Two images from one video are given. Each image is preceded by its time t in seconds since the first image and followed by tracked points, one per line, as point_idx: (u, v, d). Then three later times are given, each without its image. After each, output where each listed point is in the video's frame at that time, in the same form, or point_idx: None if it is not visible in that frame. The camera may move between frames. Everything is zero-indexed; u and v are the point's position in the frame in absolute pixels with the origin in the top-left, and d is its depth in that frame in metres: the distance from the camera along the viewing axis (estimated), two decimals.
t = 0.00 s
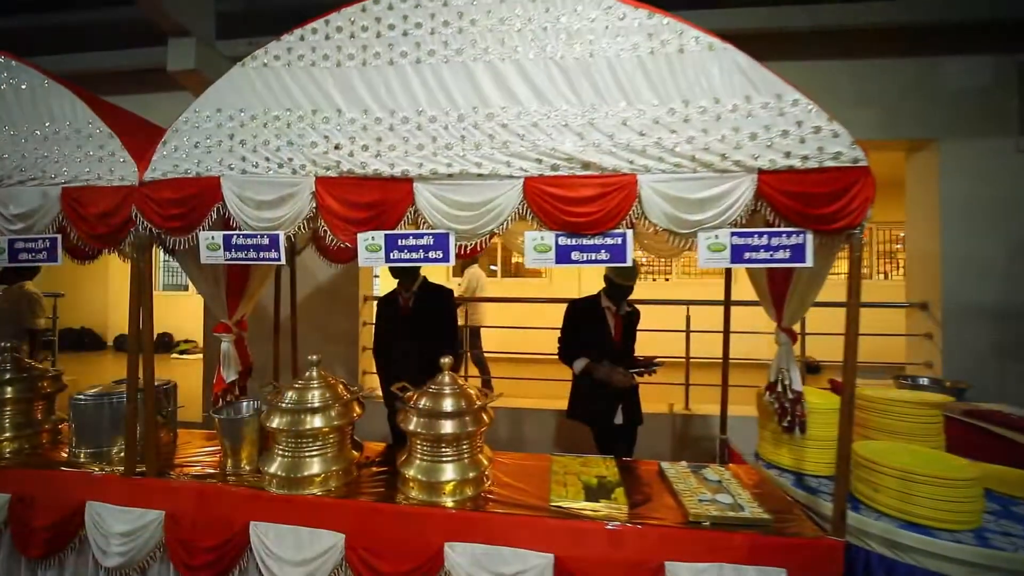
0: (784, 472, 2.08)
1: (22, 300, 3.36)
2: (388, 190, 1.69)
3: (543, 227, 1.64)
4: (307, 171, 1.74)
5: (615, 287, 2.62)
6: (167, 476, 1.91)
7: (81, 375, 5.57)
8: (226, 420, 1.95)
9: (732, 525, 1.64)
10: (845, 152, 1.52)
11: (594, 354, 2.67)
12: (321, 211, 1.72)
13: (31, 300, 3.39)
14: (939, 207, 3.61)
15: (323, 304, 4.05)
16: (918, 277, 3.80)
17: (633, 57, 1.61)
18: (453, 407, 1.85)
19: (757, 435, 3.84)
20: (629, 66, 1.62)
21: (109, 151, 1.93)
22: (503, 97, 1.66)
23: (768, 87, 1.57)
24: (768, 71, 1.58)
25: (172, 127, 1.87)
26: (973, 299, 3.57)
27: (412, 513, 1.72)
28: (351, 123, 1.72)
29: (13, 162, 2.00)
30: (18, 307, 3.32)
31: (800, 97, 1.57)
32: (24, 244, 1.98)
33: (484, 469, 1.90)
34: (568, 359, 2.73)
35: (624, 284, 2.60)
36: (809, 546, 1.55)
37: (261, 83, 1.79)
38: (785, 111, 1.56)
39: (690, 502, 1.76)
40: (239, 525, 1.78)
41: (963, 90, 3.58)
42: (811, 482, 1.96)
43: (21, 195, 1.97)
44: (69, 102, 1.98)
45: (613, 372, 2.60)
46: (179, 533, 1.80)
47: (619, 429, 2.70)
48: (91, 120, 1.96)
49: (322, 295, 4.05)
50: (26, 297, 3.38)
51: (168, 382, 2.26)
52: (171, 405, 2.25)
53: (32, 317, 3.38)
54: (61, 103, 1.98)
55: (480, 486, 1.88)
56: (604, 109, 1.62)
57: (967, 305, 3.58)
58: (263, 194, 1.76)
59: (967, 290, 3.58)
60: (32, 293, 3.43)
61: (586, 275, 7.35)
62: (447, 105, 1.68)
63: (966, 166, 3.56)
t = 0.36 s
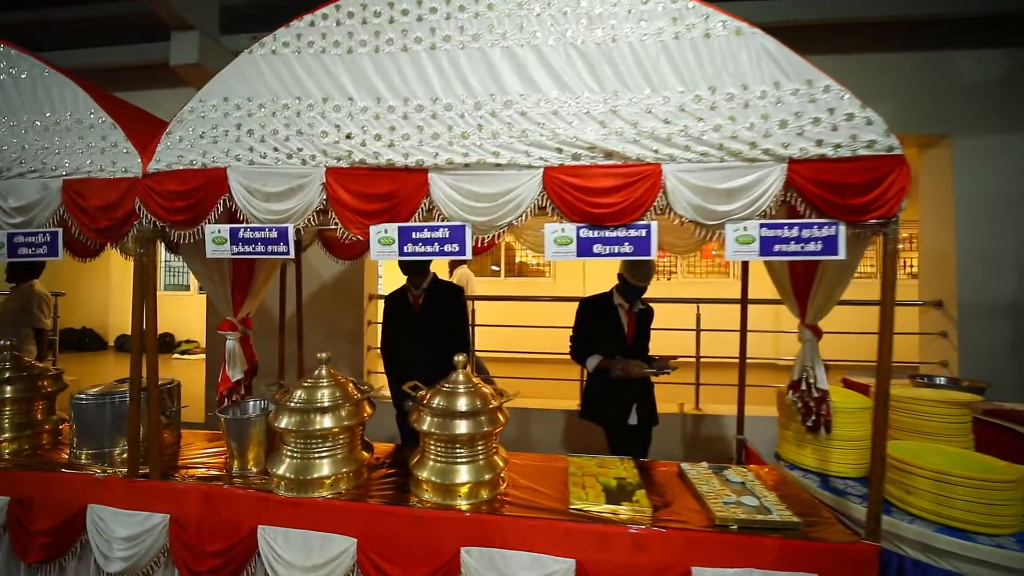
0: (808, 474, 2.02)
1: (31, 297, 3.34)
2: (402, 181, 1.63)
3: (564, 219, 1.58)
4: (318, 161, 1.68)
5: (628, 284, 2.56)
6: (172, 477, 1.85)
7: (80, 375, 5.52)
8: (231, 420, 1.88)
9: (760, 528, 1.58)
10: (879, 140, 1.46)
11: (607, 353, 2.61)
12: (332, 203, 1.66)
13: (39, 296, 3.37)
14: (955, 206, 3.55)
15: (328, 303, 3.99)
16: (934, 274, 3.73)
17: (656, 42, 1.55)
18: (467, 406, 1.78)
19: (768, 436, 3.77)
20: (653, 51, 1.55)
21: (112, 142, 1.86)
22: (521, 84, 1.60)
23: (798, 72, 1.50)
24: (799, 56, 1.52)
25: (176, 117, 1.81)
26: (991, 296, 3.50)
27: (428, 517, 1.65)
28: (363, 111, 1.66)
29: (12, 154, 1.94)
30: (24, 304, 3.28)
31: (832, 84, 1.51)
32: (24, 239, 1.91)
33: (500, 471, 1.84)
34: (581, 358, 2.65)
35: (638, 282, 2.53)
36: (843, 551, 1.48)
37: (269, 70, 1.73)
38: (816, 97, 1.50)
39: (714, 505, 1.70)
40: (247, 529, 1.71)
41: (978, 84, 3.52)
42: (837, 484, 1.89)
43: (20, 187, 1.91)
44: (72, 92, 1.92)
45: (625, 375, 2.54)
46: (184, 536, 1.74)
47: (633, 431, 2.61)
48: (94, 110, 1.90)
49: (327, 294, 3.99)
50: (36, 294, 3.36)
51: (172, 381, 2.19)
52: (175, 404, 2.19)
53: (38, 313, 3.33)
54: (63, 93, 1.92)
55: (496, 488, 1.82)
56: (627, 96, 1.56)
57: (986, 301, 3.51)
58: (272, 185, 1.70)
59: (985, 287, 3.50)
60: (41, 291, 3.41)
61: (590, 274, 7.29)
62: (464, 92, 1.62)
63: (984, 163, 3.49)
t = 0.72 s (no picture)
0: (833, 474, 1.96)
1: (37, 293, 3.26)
2: (419, 170, 1.57)
3: (587, 209, 1.53)
4: (331, 150, 1.62)
5: (643, 281, 2.50)
6: (178, 477, 1.79)
7: (81, 374, 5.46)
8: (242, 418, 1.82)
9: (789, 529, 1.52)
10: (917, 127, 1.39)
11: (621, 351, 2.55)
12: (346, 193, 1.61)
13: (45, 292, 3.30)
14: (970, 204, 3.50)
15: (333, 301, 3.93)
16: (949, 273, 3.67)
17: (683, 25, 1.50)
18: (484, 403, 1.72)
19: (781, 435, 3.71)
20: (679, 35, 1.50)
21: (116, 132, 1.80)
22: (542, 70, 1.55)
23: (831, 57, 1.45)
24: (830, 40, 1.47)
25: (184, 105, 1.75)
26: (1008, 294, 3.44)
27: (446, 519, 1.59)
28: (378, 98, 1.61)
29: (14, 143, 1.88)
30: (28, 301, 3.21)
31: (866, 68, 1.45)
32: (26, 231, 1.85)
33: (517, 471, 1.78)
34: (594, 356, 2.60)
35: (652, 279, 2.48)
36: (877, 553, 1.43)
37: (281, 56, 1.67)
38: (850, 83, 1.44)
39: (741, 505, 1.64)
40: (257, 530, 1.66)
41: (996, 78, 3.46)
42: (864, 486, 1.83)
43: (23, 179, 1.85)
44: (76, 80, 1.86)
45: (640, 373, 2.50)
46: (192, 538, 1.68)
47: (648, 430, 2.56)
48: (98, 99, 1.84)
49: (332, 291, 3.94)
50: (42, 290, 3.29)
51: (179, 379, 2.14)
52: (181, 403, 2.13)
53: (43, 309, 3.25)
54: (68, 81, 1.87)
55: (514, 489, 1.76)
56: (653, 81, 1.51)
57: (1002, 299, 3.45)
58: (284, 175, 1.64)
59: (1002, 284, 3.44)
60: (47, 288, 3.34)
61: (595, 272, 7.24)
62: (483, 79, 1.57)
63: (1000, 161, 3.44)
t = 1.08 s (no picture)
0: (858, 472, 1.91)
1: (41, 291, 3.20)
2: (436, 158, 1.52)
3: (611, 198, 1.48)
4: (344, 139, 1.57)
5: (657, 277, 2.45)
6: (186, 477, 1.73)
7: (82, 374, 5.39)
8: (251, 415, 1.77)
9: (820, 529, 1.47)
10: (954, 112, 1.34)
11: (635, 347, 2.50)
12: (360, 182, 1.55)
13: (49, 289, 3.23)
14: (984, 199, 3.45)
15: (338, 298, 3.88)
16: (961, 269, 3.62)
17: (710, 8, 1.45)
18: (501, 400, 1.67)
19: (792, 434, 3.66)
20: (706, 18, 1.45)
21: (122, 122, 1.75)
22: (564, 54, 1.50)
23: (864, 40, 1.40)
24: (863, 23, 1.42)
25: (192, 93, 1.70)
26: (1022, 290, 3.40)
27: (464, 519, 1.53)
28: (394, 85, 1.56)
29: (17, 133, 1.83)
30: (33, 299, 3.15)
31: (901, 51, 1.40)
32: (29, 223, 1.79)
33: (535, 470, 1.72)
34: (607, 353, 2.55)
35: (667, 274, 2.42)
36: (915, 554, 1.38)
37: (292, 42, 1.62)
38: (885, 67, 1.39)
39: (768, 504, 1.58)
40: (267, 531, 1.60)
41: (1010, 71, 3.41)
42: (892, 484, 1.78)
43: (26, 169, 1.80)
44: (80, 68, 1.81)
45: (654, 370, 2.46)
46: (200, 539, 1.63)
47: (664, 428, 2.50)
48: (103, 87, 1.79)
49: (337, 289, 3.89)
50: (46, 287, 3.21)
51: (185, 376, 2.08)
52: (187, 400, 2.07)
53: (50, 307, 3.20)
54: (72, 69, 1.81)
55: (532, 489, 1.71)
56: (679, 66, 1.46)
57: (1017, 295, 3.40)
58: (296, 164, 1.59)
59: (1017, 281, 3.40)
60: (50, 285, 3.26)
61: (599, 270, 7.19)
62: (502, 65, 1.52)
63: (1014, 155, 3.39)
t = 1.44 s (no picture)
0: (883, 471, 1.86)
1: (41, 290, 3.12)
2: (452, 146, 1.47)
3: (633, 186, 1.43)
4: (357, 126, 1.52)
5: (671, 273, 2.40)
6: (192, 477, 1.68)
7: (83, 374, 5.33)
8: (259, 413, 1.72)
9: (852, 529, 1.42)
10: (992, 96, 1.29)
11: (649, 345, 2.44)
12: (374, 171, 1.50)
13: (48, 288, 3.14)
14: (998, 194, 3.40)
15: (343, 296, 3.82)
16: (975, 266, 3.57)
17: None
18: (518, 397, 1.62)
19: (805, 433, 3.60)
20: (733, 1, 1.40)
21: (128, 111, 1.71)
22: (585, 39, 1.45)
23: (897, 23, 1.34)
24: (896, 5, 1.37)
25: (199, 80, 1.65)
26: None
27: (482, 520, 1.48)
28: (408, 71, 1.51)
29: (19, 123, 1.78)
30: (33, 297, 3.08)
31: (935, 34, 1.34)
32: (32, 216, 1.74)
33: (553, 469, 1.66)
34: (620, 350, 2.50)
35: (681, 270, 2.37)
36: (952, 556, 1.32)
37: (303, 28, 1.58)
38: (919, 50, 1.33)
39: (795, 504, 1.53)
40: (278, 532, 1.55)
41: None
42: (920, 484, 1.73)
43: (28, 160, 1.75)
44: (84, 57, 1.76)
45: (669, 369, 2.40)
46: (208, 541, 1.57)
47: (678, 427, 2.45)
48: (108, 76, 1.74)
49: (342, 286, 3.83)
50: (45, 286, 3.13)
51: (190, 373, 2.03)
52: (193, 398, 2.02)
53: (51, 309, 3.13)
54: (76, 58, 1.76)
55: (550, 488, 1.65)
56: (704, 51, 1.41)
57: None
58: (307, 152, 1.54)
59: None
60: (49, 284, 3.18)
61: (603, 268, 7.15)
62: (520, 50, 1.47)
63: None
